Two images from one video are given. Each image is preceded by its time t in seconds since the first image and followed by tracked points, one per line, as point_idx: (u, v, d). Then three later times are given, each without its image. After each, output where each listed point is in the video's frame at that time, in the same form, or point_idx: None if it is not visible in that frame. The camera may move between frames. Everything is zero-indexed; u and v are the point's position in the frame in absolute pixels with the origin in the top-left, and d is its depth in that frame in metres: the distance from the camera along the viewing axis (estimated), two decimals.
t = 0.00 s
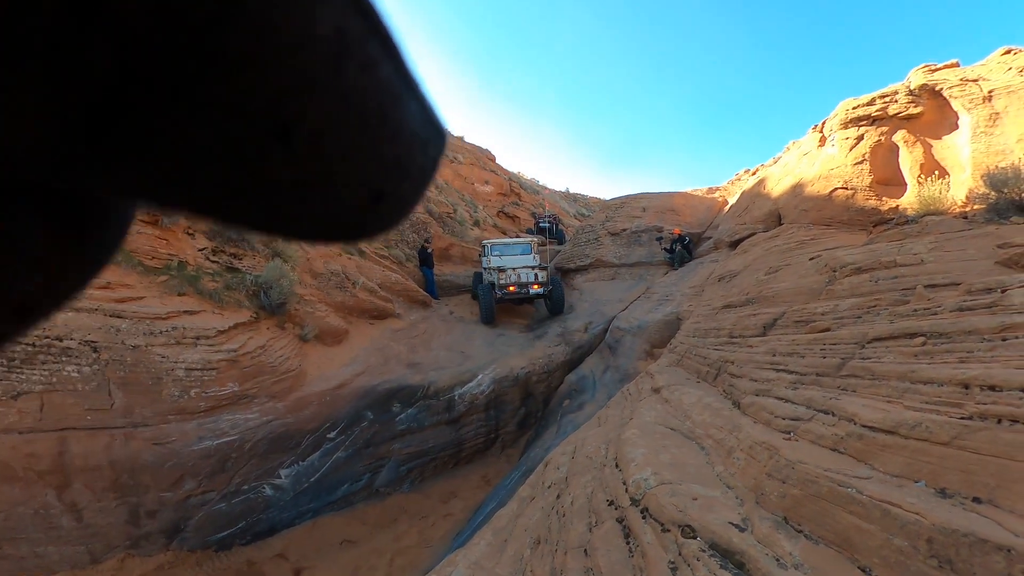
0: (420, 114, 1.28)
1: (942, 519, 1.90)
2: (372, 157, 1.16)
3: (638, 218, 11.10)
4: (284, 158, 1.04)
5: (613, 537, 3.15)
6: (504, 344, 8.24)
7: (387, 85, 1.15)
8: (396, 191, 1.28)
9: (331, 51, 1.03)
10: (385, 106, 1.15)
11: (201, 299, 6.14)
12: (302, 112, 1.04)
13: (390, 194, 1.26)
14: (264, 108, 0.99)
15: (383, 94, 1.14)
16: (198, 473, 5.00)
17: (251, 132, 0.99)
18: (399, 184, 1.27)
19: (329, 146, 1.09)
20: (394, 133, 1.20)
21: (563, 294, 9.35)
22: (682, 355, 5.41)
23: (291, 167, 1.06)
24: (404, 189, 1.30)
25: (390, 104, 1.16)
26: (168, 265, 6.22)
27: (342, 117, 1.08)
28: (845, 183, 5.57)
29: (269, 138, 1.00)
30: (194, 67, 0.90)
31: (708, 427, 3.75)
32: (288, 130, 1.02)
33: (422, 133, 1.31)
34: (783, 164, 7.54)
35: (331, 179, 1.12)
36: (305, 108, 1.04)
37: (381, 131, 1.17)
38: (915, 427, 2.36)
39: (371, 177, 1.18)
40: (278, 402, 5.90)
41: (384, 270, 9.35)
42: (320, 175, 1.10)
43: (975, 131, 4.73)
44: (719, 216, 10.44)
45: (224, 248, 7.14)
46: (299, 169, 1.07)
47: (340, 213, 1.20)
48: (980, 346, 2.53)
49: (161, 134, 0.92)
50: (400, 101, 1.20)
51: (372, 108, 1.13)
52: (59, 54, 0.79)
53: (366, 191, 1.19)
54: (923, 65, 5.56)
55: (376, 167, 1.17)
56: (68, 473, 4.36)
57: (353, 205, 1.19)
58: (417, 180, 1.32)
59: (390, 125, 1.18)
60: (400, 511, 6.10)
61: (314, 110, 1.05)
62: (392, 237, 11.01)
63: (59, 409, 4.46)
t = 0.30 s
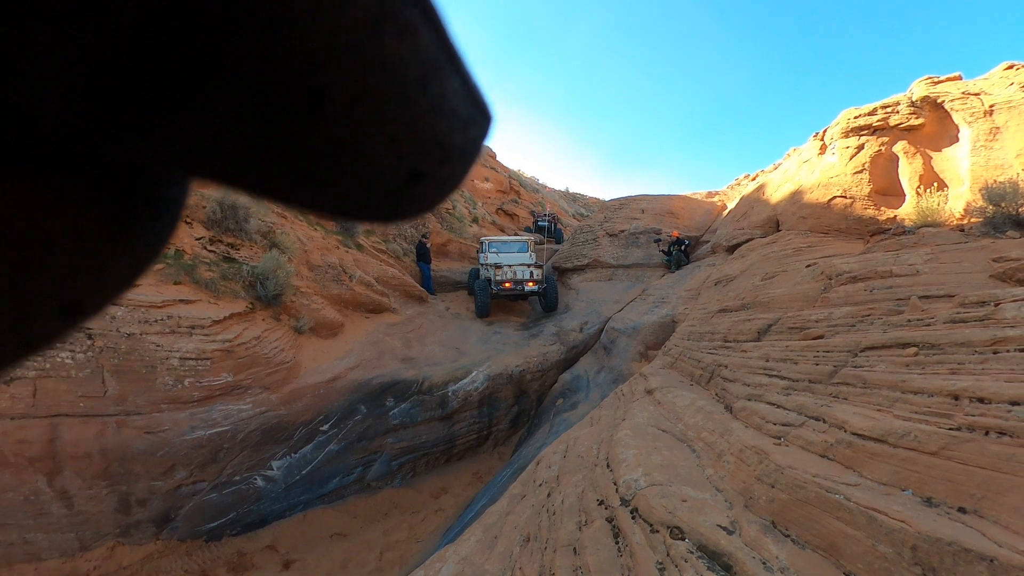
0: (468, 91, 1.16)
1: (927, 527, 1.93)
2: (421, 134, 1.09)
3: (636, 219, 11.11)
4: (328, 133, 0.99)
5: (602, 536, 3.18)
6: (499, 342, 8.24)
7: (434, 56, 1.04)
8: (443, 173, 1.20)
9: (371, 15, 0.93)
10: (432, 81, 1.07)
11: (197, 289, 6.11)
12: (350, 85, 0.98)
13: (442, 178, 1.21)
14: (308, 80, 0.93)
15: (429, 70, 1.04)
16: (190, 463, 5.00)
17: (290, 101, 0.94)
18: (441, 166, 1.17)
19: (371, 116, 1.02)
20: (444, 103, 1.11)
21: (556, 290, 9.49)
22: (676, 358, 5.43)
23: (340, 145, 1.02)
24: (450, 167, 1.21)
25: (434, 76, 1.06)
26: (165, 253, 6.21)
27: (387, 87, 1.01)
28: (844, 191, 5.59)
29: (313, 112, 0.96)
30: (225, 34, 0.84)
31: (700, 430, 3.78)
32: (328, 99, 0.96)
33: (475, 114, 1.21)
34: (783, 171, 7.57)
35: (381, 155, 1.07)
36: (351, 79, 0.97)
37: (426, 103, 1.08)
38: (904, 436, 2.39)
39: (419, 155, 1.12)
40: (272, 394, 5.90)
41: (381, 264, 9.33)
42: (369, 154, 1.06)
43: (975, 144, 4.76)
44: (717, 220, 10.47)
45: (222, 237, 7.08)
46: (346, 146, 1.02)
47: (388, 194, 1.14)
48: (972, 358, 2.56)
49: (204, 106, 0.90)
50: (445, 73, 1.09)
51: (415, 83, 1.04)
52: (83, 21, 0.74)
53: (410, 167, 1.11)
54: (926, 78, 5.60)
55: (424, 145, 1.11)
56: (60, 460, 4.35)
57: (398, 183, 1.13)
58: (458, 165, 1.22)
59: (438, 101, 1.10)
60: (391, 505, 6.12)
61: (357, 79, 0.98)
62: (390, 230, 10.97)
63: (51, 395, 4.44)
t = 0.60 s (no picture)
0: (479, 83, 1.19)
1: (921, 530, 1.95)
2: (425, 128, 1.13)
3: (634, 220, 11.14)
4: (334, 129, 1.02)
5: (596, 534, 3.20)
6: (495, 339, 8.24)
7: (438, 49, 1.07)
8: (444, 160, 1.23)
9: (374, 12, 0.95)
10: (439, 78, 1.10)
11: (193, 280, 6.08)
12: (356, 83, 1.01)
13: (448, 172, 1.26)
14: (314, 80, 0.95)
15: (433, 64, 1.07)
16: (182, 455, 4.97)
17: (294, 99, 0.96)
18: (448, 157, 1.22)
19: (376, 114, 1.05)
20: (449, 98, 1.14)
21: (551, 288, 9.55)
22: (671, 359, 5.46)
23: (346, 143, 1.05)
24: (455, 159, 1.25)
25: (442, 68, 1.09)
26: (161, 244, 6.18)
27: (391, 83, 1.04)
28: (842, 198, 5.65)
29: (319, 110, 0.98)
30: (228, 32, 0.87)
31: (695, 430, 3.81)
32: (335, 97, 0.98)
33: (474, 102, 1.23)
34: (781, 176, 7.61)
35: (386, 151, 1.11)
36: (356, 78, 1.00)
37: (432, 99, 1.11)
38: (898, 440, 2.42)
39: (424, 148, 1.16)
40: (266, 387, 5.87)
41: (378, 259, 9.29)
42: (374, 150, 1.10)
43: (974, 154, 4.79)
44: (714, 223, 10.52)
45: (219, 228, 7.03)
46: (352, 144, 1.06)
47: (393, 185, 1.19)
48: (966, 364, 2.59)
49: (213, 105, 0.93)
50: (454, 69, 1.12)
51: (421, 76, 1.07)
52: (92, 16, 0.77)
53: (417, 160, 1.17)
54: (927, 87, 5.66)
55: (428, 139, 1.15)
56: (52, 449, 4.32)
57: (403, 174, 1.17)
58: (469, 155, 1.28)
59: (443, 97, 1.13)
60: (384, 500, 6.12)
61: (360, 77, 1.00)
62: (388, 226, 10.92)
63: (44, 384, 4.41)
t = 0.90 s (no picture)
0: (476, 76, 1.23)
1: (918, 534, 1.96)
2: (429, 123, 1.17)
3: (632, 221, 11.15)
4: (333, 126, 1.05)
5: (593, 535, 3.21)
6: (492, 338, 8.21)
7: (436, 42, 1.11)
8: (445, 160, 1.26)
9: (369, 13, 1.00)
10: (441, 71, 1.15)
11: (190, 275, 6.05)
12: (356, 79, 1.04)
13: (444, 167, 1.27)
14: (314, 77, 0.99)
15: (434, 54, 1.11)
16: (177, 451, 4.94)
17: (298, 96, 1.00)
18: (451, 154, 1.24)
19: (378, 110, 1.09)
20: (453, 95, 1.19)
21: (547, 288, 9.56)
22: (668, 360, 5.47)
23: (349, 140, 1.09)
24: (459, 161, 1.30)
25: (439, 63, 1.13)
26: (158, 239, 6.13)
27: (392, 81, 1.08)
28: (840, 202, 5.67)
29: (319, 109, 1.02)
30: (230, 34, 0.91)
31: (692, 432, 3.82)
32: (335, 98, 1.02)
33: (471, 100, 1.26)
34: (780, 179, 7.63)
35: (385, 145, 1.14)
36: (357, 74, 1.03)
37: (431, 93, 1.15)
38: (896, 444, 2.44)
39: (427, 148, 1.19)
40: (262, 384, 5.84)
41: (375, 257, 9.25)
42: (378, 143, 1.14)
43: (973, 160, 4.82)
44: (712, 225, 10.54)
45: (216, 224, 7.00)
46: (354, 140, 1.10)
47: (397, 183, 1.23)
48: (964, 369, 2.60)
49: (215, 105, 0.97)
50: (453, 58, 1.16)
51: (421, 71, 1.10)
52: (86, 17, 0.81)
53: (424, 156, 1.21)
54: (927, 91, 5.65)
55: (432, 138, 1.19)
56: (45, 445, 4.28)
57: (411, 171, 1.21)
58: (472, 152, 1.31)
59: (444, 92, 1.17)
60: (379, 499, 6.12)
61: (360, 77, 1.04)
62: (385, 223, 10.87)
63: (38, 378, 4.37)
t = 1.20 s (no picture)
0: (472, 113, 1.29)
1: (900, 544, 1.99)
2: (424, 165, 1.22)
3: (632, 220, 11.14)
4: (322, 167, 1.05)
5: (590, 538, 3.25)
6: (492, 338, 8.24)
7: (430, 81, 1.14)
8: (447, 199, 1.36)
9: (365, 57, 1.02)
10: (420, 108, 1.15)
11: (192, 278, 6.11)
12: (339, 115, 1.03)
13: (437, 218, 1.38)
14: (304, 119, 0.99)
15: (425, 101, 1.15)
16: (181, 453, 5.01)
17: (295, 150, 1.01)
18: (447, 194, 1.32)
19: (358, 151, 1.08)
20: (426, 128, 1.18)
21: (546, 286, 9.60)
22: (667, 361, 5.50)
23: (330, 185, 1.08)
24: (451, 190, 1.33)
25: (431, 101, 1.17)
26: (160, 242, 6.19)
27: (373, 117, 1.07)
28: (839, 202, 5.67)
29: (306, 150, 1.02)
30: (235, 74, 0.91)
31: (688, 436, 3.86)
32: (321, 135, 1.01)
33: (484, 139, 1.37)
34: (780, 178, 7.62)
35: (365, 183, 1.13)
36: (355, 122, 1.05)
37: (424, 134, 1.19)
38: (883, 454, 2.46)
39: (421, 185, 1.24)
40: (264, 385, 5.90)
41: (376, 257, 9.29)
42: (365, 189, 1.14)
43: (972, 160, 4.79)
44: (712, 224, 10.53)
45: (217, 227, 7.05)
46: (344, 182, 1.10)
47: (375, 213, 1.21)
48: (955, 379, 2.63)
49: (199, 155, 0.98)
50: (448, 99, 1.21)
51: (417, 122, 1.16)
52: (89, 69, 0.81)
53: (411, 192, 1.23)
54: (927, 90, 5.64)
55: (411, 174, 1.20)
56: (51, 448, 4.37)
57: (389, 210, 1.22)
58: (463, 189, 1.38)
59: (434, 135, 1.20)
60: (381, 498, 6.20)
61: (359, 121, 1.06)
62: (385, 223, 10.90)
63: (42, 382, 4.46)
